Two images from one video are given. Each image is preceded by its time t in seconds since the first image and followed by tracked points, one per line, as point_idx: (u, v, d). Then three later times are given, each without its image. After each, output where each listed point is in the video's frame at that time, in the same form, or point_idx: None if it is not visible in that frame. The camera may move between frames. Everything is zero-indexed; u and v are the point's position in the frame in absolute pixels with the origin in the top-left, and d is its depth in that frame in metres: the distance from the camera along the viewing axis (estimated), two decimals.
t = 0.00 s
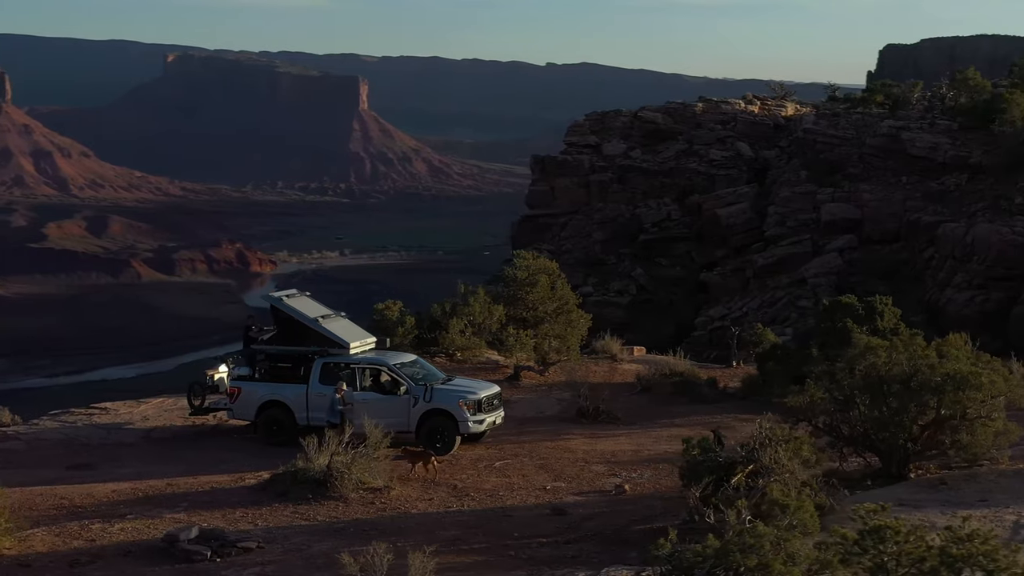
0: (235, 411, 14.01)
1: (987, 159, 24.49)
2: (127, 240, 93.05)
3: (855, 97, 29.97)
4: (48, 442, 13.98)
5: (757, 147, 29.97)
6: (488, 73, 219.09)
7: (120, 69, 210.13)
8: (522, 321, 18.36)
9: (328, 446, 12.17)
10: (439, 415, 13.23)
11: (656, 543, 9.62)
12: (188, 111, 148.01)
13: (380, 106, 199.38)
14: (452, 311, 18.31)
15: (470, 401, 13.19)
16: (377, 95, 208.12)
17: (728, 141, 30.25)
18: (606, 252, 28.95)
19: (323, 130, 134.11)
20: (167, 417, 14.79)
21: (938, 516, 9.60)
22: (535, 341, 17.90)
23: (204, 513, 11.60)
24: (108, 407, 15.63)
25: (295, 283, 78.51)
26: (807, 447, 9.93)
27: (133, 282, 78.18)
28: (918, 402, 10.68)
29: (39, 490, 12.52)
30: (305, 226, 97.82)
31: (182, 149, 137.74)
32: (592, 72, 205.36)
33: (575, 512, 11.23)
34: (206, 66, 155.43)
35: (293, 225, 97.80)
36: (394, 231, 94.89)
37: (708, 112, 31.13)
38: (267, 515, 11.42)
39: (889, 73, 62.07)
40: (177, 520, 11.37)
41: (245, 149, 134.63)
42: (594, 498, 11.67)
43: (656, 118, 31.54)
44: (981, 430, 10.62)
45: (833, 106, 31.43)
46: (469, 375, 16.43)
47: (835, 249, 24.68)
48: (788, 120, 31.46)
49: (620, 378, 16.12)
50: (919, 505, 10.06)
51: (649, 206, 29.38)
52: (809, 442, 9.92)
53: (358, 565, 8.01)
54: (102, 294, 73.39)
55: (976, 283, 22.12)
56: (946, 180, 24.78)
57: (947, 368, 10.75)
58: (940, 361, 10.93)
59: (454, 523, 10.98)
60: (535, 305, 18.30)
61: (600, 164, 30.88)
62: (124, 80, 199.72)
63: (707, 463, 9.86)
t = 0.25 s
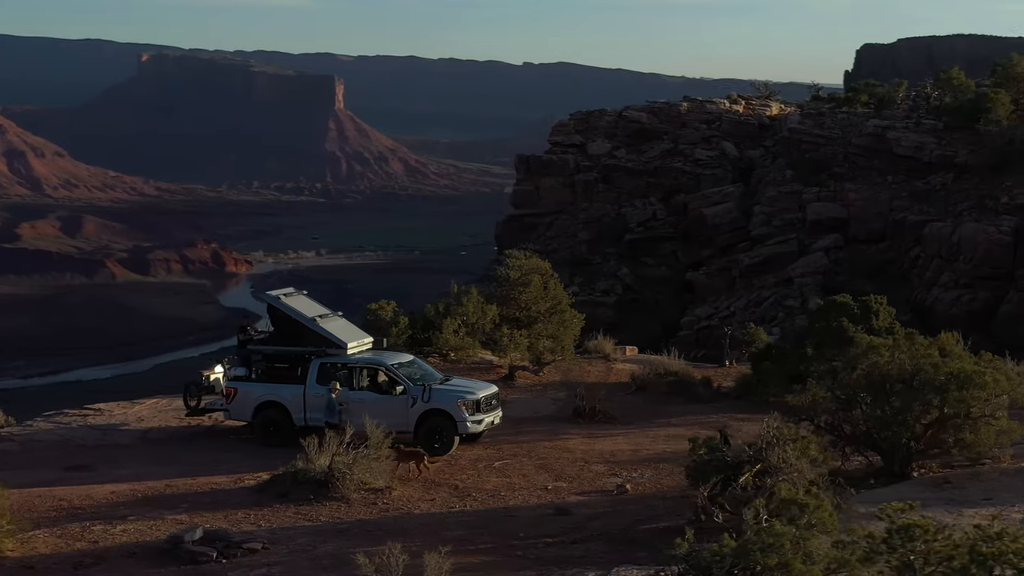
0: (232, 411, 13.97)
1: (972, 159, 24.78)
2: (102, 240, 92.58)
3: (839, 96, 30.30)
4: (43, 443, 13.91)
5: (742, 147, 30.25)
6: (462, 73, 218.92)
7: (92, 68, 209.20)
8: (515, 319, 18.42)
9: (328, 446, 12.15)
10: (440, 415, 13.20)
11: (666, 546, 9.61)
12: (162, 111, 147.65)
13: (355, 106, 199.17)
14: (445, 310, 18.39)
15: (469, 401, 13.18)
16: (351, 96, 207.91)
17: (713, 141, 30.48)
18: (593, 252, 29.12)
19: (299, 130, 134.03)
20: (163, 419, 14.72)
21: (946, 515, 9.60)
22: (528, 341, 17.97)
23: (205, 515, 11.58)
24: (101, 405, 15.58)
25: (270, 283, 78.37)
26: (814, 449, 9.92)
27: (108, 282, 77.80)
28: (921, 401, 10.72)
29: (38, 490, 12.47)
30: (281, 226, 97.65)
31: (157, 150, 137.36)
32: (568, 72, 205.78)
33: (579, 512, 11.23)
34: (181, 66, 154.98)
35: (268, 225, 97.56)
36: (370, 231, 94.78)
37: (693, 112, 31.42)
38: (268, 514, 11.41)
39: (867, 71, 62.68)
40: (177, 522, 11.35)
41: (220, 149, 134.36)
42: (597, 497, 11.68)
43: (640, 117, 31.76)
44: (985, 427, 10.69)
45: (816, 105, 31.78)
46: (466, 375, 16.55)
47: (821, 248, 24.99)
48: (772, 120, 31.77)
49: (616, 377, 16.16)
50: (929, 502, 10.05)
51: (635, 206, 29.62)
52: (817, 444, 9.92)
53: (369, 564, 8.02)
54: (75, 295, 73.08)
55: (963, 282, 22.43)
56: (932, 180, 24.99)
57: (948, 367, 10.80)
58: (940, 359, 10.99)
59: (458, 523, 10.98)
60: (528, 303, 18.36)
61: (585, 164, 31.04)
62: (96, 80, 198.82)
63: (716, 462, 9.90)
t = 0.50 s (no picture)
0: (229, 412, 13.93)
1: (958, 158, 25.03)
2: (77, 240, 92.10)
3: (825, 95, 30.61)
4: (38, 443, 13.85)
5: (726, 145, 30.60)
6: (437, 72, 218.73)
7: (64, 67, 208.20)
8: (508, 320, 18.42)
9: (330, 446, 12.13)
10: (438, 415, 13.18)
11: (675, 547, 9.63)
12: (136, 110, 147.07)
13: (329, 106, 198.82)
14: (439, 310, 18.40)
15: (467, 401, 13.16)
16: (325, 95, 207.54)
17: (699, 140, 30.82)
18: (578, 252, 29.38)
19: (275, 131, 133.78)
20: (158, 420, 14.68)
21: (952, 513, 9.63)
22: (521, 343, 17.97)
23: (207, 515, 11.55)
24: (93, 406, 15.52)
25: (246, 283, 78.14)
26: (823, 447, 9.93)
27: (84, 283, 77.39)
28: (923, 400, 10.76)
29: (37, 491, 12.41)
30: (257, 226, 97.34)
31: (131, 150, 136.85)
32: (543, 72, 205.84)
33: (581, 511, 11.24)
34: (155, 66, 154.44)
35: (244, 225, 97.33)
36: (347, 231, 94.61)
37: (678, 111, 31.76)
38: (269, 516, 11.37)
39: (843, 70, 63.38)
40: (180, 523, 11.31)
41: (195, 149, 133.96)
42: (599, 498, 11.68)
43: (625, 117, 32.04)
44: (987, 426, 10.73)
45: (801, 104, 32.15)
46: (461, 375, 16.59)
47: (808, 247, 25.21)
48: (757, 118, 32.12)
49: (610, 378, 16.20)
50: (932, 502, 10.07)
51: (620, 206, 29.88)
52: (824, 441, 9.94)
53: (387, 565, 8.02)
54: (50, 295, 72.70)
55: (949, 281, 22.64)
56: (918, 179, 25.25)
57: (952, 365, 10.84)
58: (942, 358, 11.03)
59: (463, 523, 10.97)
60: (519, 304, 18.31)
61: (571, 163, 31.31)
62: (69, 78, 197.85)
63: (721, 462, 9.93)
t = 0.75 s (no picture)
0: (225, 412, 13.88)
1: (943, 158, 25.37)
2: (51, 240, 91.67)
3: (808, 95, 31.23)
4: (33, 445, 13.78)
5: (711, 145, 31.34)
6: (412, 72, 218.80)
7: (35, 68, 207.31)
8: (502, 320, 18.91)
9: (332, 447, 12.09)
10: (436, 415, 13.15)
11: (682, 544, 9.65)
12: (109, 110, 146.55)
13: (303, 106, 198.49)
14: (432, 311, 18.67)
15: (466, 401, 13.14)
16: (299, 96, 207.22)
17: (683, 140, 31.57)
18: (564, 253, 29.99)
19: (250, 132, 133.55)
20: (153, 422, 14.62)
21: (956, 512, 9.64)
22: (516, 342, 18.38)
23: (209, 516, 11.51)
24: (86, 407, 15.44)
25: (222, 284, 77.95)
26: (831, 447, 9.92)
27: (59, 283, 77.02)
28: (927, 399, 10.78)
29: (36, 493, 12.34)
30: (232, 226, 97.09)
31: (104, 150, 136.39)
32: (517, 72, 205.99)
33: (582, 512, 11.22)
34: (128, 67, 153.95)
35: (219, 225, 97.10)
36: (323, 231, 94.49)
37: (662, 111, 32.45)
38: (271, 517, 11.32)
39: (822, 70, 64.24)
40: (182, 525, 11.26)
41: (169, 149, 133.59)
42: (601, 497, 11.67)
43: (610, 116, 32.71)
44: (989, 425, 10.75)
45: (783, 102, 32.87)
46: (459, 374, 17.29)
47: (794, 247, 25.87)
48: (740, 117, 32.89)
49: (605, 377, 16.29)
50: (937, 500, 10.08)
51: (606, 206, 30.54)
52: (831, 440, 9.94)
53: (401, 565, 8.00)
54: (25, 295, 72.35)
55: (936, 281, 23.05)
56: (903, 178, 25.77)
57: (955, 364, 10.87)
58: (946, 357, 11.05)
59: (467, 523, 10.94)
60: (512, 304, 18.86)
61: (556, 163, 31.96)
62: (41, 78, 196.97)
63: (728, 462, 9.93)
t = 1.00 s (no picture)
0: (221, 413, 13.84)
1: (928, 157, 25.61)
2: (26, 240, 91.29)
3: (792, 94, 31.48)
4: (30, 447, 13.72)
5: (695, 144, 31.56)
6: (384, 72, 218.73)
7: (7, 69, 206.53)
8: (495, 320, 19.03)
9: (333, 448, 12.07)
10: (435, 415, 13.12)
11: (692, 544, 9.69)
12: (82, 109, 146.05)
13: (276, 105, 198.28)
14: (425, 311, 18.74)
15: (464, 401, 13.11)
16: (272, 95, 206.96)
17: (668, 139, 31.79)
18: (549, 252, 30.04)
19: (225, 131, 133.33)
20: (148, 424, 14.57)
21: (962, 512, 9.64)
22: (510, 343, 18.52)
23: (211, 518, 11.46)
24: (81, 410, 15.38)
25: (197, 284, 77.82)
26: (838, 447, 9.93)
27: (34, 283, 76.73)
28: (930, 398, 10.80)
29: (35, 495, 12.28)
30: (207, 226, 96.92)
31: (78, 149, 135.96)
32: (491, 72, 206.27)
33: (586, 512, 11.23)
34: (101, 66, 153.49)
35: (193, 226, 96.74)
36: (298, 231, 94.44)
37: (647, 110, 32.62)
38: (275, 518, 11.28)
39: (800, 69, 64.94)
40: (184, 526, 11.21)
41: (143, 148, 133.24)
42: (604, 497, 11.67)
43: (594, 116, 32.83)
44: (993, 423, 10.80)
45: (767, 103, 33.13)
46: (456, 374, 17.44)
47: (781, 247, 25.94)
48: (725, 117, 33.09)
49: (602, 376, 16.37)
50: (942, 498, 10.11)
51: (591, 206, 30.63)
52: (838, 440, 9.97)
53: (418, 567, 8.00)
54: None
55: (923, 279, 23.25)
56: (889, 177, 25.95)
57: (960, 363, 10.90)
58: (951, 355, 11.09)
59: (471, 523, 10.93)
60: (506, 303, 18.98)
61: (541, 163, 32.09)
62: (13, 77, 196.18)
63: (735, 462, 9.95)
